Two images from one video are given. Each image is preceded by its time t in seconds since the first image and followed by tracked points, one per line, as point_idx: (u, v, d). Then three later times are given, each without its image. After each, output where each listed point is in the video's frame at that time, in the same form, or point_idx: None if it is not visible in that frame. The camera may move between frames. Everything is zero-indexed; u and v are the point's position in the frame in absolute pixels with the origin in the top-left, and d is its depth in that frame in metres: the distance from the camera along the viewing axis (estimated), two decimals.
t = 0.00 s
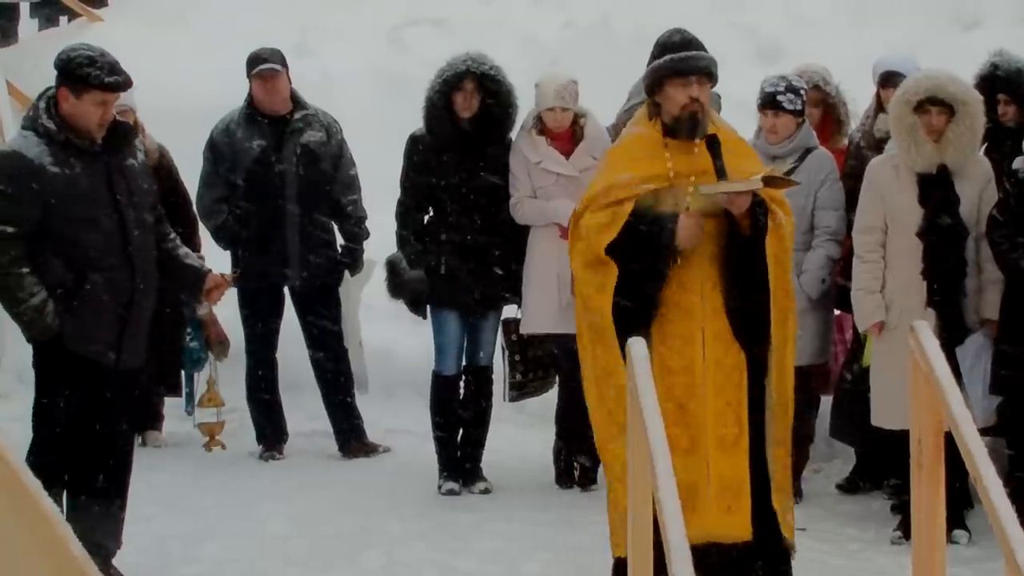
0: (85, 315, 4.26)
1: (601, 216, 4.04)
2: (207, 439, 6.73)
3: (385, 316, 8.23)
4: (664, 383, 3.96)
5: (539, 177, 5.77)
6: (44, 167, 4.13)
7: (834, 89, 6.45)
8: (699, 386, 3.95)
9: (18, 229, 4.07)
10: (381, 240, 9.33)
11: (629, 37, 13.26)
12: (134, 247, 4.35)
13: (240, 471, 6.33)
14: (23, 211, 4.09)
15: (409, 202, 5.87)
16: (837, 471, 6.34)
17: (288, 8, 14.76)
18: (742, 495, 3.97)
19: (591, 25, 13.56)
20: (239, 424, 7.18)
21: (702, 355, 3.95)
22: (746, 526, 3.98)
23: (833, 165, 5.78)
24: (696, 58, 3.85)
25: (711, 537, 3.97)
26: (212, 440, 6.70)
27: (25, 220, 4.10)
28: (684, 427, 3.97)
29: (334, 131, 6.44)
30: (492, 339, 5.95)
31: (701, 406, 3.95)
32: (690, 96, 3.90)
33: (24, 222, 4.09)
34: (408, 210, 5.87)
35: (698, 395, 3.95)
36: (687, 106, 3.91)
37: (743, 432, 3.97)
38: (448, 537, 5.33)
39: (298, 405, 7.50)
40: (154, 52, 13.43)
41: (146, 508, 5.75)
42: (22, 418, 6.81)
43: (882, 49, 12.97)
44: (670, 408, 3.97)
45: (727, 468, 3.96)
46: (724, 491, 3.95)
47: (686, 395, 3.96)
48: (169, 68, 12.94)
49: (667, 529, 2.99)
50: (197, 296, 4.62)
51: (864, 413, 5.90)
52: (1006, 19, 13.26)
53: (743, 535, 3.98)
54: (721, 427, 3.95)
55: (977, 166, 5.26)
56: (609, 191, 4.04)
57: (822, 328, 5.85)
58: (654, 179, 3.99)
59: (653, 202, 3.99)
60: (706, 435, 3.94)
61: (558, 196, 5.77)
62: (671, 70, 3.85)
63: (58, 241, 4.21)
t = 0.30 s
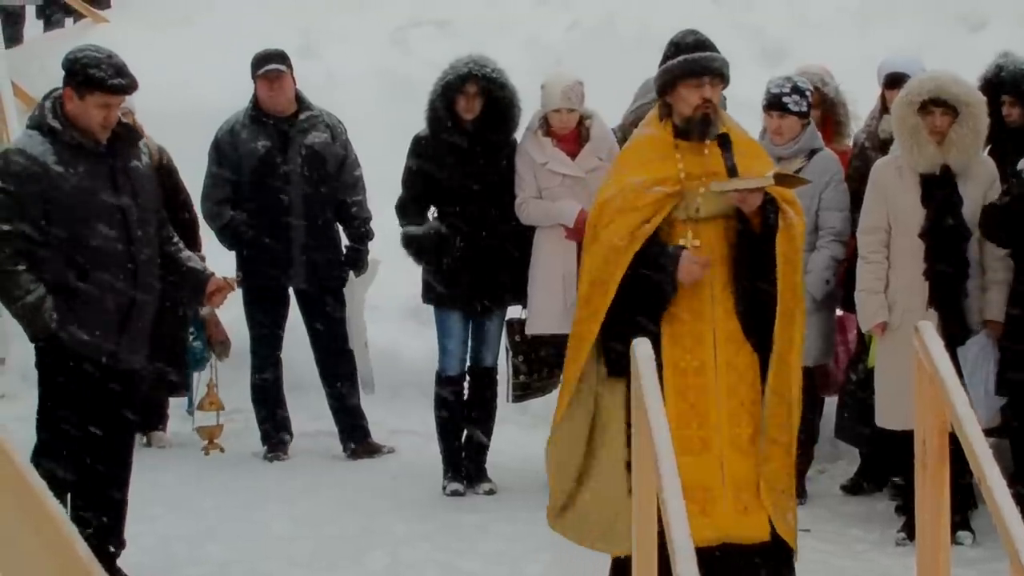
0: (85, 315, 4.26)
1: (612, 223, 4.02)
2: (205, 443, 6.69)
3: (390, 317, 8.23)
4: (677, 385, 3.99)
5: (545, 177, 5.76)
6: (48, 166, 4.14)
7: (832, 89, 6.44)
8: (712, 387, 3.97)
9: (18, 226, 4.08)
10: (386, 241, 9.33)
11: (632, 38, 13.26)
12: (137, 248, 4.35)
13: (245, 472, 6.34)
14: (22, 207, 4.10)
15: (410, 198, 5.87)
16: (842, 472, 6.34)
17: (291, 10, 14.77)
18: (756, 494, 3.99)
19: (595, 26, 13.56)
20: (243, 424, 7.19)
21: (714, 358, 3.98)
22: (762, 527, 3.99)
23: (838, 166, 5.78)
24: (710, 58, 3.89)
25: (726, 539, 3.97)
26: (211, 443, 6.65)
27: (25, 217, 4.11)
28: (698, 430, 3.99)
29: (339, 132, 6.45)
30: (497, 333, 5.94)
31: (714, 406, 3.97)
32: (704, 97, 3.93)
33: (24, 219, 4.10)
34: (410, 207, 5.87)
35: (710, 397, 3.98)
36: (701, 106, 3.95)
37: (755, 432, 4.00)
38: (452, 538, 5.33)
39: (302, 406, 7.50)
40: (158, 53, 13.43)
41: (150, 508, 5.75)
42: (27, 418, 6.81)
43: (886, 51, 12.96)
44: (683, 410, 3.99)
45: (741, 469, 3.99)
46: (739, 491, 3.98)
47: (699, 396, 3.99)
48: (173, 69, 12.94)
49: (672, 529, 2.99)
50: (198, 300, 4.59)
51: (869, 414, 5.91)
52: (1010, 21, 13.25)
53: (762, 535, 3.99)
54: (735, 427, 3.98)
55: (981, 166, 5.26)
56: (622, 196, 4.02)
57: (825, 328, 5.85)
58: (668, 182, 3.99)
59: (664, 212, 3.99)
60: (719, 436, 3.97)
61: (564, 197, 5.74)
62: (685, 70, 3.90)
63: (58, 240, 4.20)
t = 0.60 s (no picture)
0: (77, 313, 4.25)
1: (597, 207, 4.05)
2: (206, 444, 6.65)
3: (389, 316, 8.22)
4: (677, 383, 3.99)
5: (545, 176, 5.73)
6: (43, 163, 4.13)
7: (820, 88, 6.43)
8: (711, 386, 3.98)
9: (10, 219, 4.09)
10: (385, 241, 9.33)
11: (631, 38, 13.27)
12: (132, 247, 4.34)
13: (242, 471, 6.34)
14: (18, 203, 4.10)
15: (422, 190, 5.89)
16: (839, 473, 6.35)
17: (291, 9, 14.77)
18: (753, 493, 4.01)
19: (594, 26, 13.55)
20: (241, 423, 7.18)
21: (713, 356, 3.99)
22: (759, 525, 4.01)
23: (837, 167, 5.78)
24: (709, 57, 3.93)
25: (722, 537, 3.98)
26: (211, 445, 6.61)
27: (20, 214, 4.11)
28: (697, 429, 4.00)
29: (338, 131, 6.44)
30: (493, 344, 5.95)
31: (714, 405, 3.98)
32: (703, 97, 3.97)
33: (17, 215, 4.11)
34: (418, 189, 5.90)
35: (710, 396, 3.98)
36: (700, 106, 3.98)
37: (754, 430, 4.02)
38: (450, 538, 5.33)
39: (300, 406, 7.50)
40: (157, 52, 13.43)
41: (147, 508, 5.74)
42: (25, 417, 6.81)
43: (885, 51, 12.97)
44: (683, 408, 3.98)
45: (739, 469, 4.00)
46: (736, 489, 3.99)
47: (698, 395, 3.99)
48: (172, 68, 12.93)
49: (669, 529, 2.99)
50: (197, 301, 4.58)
51: (865, 414, 5.91)
52: (1009, 21, 13.26)
53: (759, 534, 4.01)
54: (733, 425, 3.99)
55: (976, 165, 5.24)
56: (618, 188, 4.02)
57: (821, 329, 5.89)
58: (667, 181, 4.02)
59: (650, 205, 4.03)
60: (718, 434, 3.98)
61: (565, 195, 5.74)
62: (684, 68, 3.93)
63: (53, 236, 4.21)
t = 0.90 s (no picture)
0: (72, 316, 4.23)
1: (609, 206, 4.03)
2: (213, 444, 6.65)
3: (389, 317, 8.21)
4: (679, 384, 3.98)
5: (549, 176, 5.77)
6: (40, 158, 4.12)
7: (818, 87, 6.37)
8: (714, 386, 3.97)
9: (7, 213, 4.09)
10: (386, 242, 9.33)
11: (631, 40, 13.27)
12: (127, 249, 4.31)
13: (242, 472, 6.33)
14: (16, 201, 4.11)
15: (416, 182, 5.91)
16: (841, 474, 6.34)
17: (291, 9, 14.77)
18: (757, 495, 3.99)
19: (596, 27, 13.54)
20: (242, 424, 7.18)
21: (716, 357, 3.97)
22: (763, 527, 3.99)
23: (840, 168, 5.77)
24: (708, 59, 3.92)
25: (724, 539, 3.98)
26: (219, 445, 6.62)
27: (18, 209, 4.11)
28: (699, 430, 3.99)
29: (337, 132, 6.43)
30: (496, 344, 5.93)
31: (716, 406, 3.97)
32: (703, 98, 3.96)
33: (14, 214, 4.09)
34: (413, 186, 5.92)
35: (712, 397, 3.97)
36: (699, 108, 3.97)
37: (757, 431, 4.00)
38: (451, 539, 5.32)
39: (301, 407, 7.49)
40: (157, 52, 13.43)
41: (148, 509, 5.74)
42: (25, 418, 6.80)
43: (886, 53, 12.98)
44: (686, 409, 3.98)
45: (742, 470, 3.98)
46: (740, 491, 3.98)
47: (700, 395, 3.98)
48: (173, 69, 12.92)
49: (671, 530, 2.98)
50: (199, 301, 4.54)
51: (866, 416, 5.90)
52: (1010, 23, 13.26)
53: (760, 535, 3.99)
54: (736, 427, 3.98)
55: (977, 168, 5.18)
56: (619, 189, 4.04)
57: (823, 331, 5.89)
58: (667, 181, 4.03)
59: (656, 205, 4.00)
60: (721, 435, 3.97)
61: (568, 195, 5.80)
62: (684, 70, 3.92)
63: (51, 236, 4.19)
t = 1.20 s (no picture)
0: (63, 320, 4.20)
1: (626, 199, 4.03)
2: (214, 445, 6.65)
3: (389, 317, 8.21)
4: (676, 382, 3.98)
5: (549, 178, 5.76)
6: (31, 163, 4.11)
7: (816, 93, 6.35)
8: (711, 385, 3.96)
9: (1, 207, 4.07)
10: (387, 242, 9.32)
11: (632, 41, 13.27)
12: (117, 255, 4.26)
13: (243, 472, 6.32)
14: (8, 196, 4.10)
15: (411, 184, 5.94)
16: (841, 474, 6.34)
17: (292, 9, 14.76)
18: (755, 494, 3.97)
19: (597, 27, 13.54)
20: (242, 424, 7.17)
21: (713, 355, 3.97)
22: (761, 526, 3.98)
23: (838, 166, 5.76)
24: (700, 58, 3.93)
25: (719, 536, 3.97)
26: (219, 445, 6.61)
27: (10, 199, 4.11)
28: (696, 429, 3.98)
29: (336, 131, 6.41)
30: (496, 342, 5.92)
31: (712, 404, 3.96)
32: (698, 99, 3.98)
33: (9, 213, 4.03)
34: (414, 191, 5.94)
35: (709, 395, 3.96)
36: (693, 107, 3.99)
37: (756, 430, 3.98)
38: (451, 540, 5.31)
39: (302, 407, 7.49)
40: (158, 52, 13.42)
41: (148, 509, 5.73)
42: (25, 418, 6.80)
43: (886, 54, 12.98)
44: (682, 407, 3.97)
45: (740, 469, 3.97)
46: (738, 491, 3.95)
47: (697, 393, 3.97)
48: (173, 69, 12.92)
49: (671, 531, 2.97)
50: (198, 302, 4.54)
51: (867, 417, 5.89)
52: (1011, 24, 13.26)
53: (760, 533, 3.97)
54: (733, 425, 3.96)
55: (977, 168, 5.17)
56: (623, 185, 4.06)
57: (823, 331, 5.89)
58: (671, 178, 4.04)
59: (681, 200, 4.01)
60: (717, 433, 3.96)
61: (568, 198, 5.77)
62: (678, 69, 3.93)
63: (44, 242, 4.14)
